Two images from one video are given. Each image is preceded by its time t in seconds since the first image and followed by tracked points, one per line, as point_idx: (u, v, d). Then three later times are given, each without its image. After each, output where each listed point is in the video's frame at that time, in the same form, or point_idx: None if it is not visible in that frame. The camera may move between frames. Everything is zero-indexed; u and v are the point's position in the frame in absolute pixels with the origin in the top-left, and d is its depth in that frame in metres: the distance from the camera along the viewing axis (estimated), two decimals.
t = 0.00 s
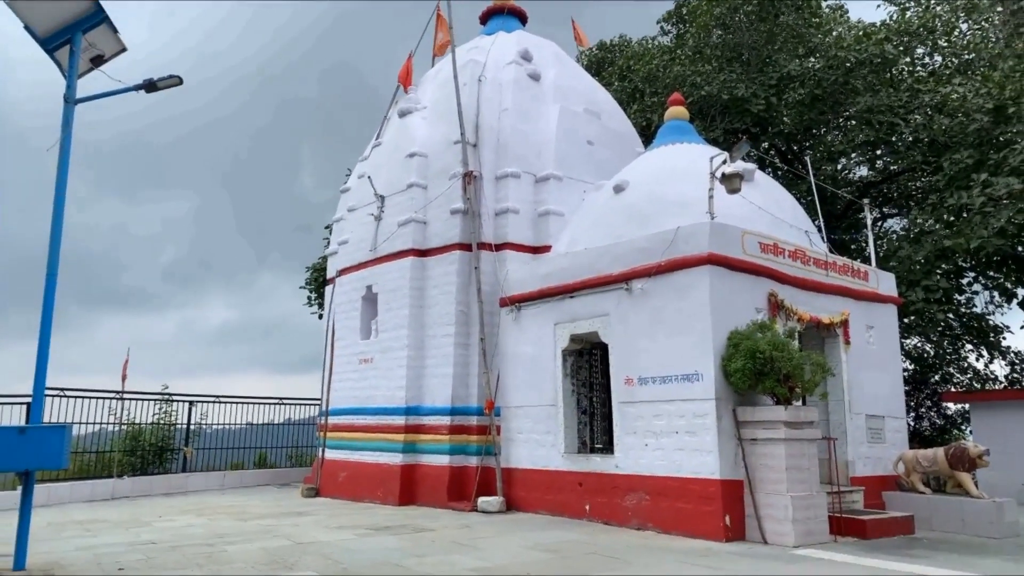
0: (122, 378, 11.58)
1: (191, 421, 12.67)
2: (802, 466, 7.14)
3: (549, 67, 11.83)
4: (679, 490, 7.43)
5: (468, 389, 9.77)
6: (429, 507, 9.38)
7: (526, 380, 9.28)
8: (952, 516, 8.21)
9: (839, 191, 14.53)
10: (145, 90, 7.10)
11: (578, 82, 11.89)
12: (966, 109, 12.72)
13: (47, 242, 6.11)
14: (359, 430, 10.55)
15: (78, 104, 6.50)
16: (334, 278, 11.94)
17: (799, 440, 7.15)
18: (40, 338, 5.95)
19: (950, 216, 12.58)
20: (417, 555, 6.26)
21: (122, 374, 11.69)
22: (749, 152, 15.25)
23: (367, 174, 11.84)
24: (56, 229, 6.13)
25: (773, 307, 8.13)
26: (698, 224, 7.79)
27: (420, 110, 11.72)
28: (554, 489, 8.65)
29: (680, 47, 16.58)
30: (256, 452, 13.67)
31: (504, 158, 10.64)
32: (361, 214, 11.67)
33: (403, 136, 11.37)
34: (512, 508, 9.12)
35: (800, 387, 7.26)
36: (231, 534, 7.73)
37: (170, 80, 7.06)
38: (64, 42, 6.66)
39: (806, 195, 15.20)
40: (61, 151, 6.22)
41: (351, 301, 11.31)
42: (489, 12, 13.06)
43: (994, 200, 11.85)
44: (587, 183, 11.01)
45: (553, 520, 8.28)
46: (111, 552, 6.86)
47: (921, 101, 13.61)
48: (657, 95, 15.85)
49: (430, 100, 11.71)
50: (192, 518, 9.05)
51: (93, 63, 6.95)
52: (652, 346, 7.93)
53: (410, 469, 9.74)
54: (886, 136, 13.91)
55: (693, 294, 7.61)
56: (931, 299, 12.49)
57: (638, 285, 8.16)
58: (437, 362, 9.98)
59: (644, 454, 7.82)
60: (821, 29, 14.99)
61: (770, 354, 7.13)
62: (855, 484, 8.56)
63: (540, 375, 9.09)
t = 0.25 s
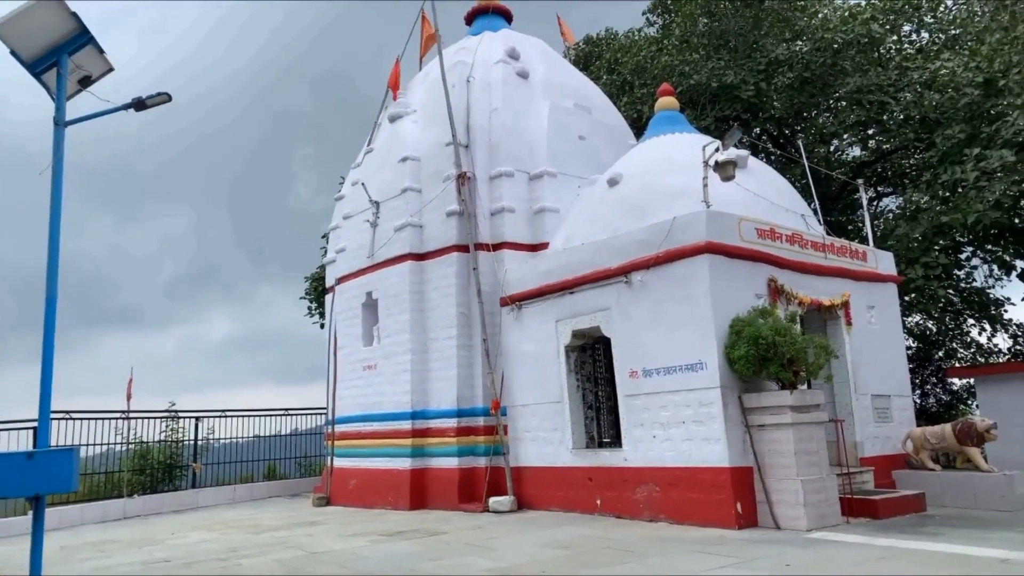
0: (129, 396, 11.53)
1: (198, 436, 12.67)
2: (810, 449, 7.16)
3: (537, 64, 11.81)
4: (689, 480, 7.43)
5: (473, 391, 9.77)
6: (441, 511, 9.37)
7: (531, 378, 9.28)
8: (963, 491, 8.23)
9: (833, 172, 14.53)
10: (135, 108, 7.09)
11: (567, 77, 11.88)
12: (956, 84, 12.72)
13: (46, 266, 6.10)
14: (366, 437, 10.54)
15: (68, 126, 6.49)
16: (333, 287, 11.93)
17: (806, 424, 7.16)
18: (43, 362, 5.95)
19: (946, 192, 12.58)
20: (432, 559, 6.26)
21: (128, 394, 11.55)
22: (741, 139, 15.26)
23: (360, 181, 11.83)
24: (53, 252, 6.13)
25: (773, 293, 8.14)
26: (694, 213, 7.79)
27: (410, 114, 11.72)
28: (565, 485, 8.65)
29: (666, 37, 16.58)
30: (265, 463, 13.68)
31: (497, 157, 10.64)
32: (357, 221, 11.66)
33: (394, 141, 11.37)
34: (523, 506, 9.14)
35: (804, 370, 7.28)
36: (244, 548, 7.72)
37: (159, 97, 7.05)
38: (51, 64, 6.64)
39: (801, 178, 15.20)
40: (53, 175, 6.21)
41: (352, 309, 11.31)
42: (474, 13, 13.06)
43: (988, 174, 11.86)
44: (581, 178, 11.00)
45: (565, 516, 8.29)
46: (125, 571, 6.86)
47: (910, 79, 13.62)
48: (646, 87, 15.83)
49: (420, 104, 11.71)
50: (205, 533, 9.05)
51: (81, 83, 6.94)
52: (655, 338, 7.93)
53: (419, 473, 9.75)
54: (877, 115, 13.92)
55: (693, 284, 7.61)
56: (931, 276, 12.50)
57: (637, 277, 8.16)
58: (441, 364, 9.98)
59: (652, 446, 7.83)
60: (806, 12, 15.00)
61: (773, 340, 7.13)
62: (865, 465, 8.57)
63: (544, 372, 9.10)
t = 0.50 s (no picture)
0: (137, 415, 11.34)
1: (206, 451, 12.66)
2: (818, 434, 7.17)
3: (526, 62, 11.80)
4: (699, 471, 7.43)
5: (479, 392, 9.78)
6: (452, 514, 9.36)
7: (536, 377, 9.27)
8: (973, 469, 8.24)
9: (827, 156, 14.52)
10: (126, 127, 7.09)
11: (556, 75, 11.87)
12: (945, 62, 12.72)
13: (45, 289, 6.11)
14: (374, 444, 10.52)
15: (60, 148, 6.49)
16: (333, 296, 11.92)
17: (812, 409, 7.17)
18: (47, 386, 5.95)
19: (941, 170, 12.58)
20: (446, 562, 6.25)
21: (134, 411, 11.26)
22: (733, 128, 15.25)
23: (355, 188, 11.82)
24: (52, 275, 6.13)
25: (774, 280, 8.15)
26: (690, 204, 7.79)
27: (402, 119, 11.71)
28: (575, 483, 8.66)
29: (653, 29, 16.57)
30: (274, 475, 13.68)
31: (491, 158, 10.64)
32: (354, 229, 11.66)
33: (387, 147, 11.36)
34: (534, 505, 9.14)
35: (808, 356, 7.29)
36: (258, 561, 7.72)
37: (150, 115, 7.05)
38: (40, 87, 6.64)
39: (795, 164, 15.19)
40: (48, 198, 6.21)
41: (353, 317, 11.31)
42: (461, 15, 13.07)
43: (982, 150, 11.85)
44: (575, 175, 10.99)
45: (576, 513, 8.29)
46: None
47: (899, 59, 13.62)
48: (636, 80, 15.81)
49: (411, 109, 11.71)
50: (218, 548, 9.05)
51: (70, 105, 6.94)
52: (657, 331, 7.93)
53: (429, 477, 9.74)
54: (868, 97, 13.92)
55: (693, 275, 7.61)
56: (930, 254, 12.50)
57: (637, 271, 8.15)
58: (445, 368, 9.97)
59: (660, 439, 7.83)
60: None
61: (776, 327, 7.13)
62: (873, 447, 8.57)
63: (549, 370, 9.10)
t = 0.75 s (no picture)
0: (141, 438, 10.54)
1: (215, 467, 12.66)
2: (824, 418, 7.20)
3: (513, 62, 11.79)
4: (708, 461, 7.43)
5: (484, 394, 9.78)
6: (464, 517, 9.35)
7: (540, 376, 9.27)
8: (982, 444, 8.25)
9: (819, 140, 14.51)
10: (118, 148, 7.09)
11: (545, 72, 11.86)
12: (932, 39, 12.72)
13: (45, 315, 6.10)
14: (382, 451, 10.51)
15: (53, 173, 6.49)
16: (334, 305, 11.91)
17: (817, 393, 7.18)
18: (52, 411, 5.95)
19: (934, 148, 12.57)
20: (460, 565, 6.24)
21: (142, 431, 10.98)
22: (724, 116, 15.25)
23: (350, 197, 11.81)
24: (51, 300, 6.13)
25: (773, 266, 8.15)
26: (685, 195, 7.80)
27: (393, 125, 11.71)
28: (585, 479, 8.66)
29: (639, 22, 16.56)
30: (284, 487, 13.68)
31: (483, 160, 10.64)
32: (350, 237, 11.65)
33: (380, 154, 11.36)
34: (545, 504, 9.14)
35: (811, 340, 7.30)
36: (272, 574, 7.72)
37: (141, 135, 7.05)
38: (29, 112, 6.63)
39: (788, 149, 15.19)
40: (44, 223, 6.21)
41: (355, 325, 11.31)
42: (446, 18, 13.07)
43: (974, 125, 11.85)
44: (569, 172, 10.98)
45: (588, 510, 8.29)
46: None
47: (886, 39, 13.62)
48: (624, 74, 15.79)
49: (401, 114, 11.70)
50: (232, 564, 9.05)
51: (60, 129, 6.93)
52: (659, 323, 7.93)
53: (439, 481, 9.73)
54: (857, 79, 13.92)
55: (692, 265, 7.62)
56: (927, 232, 12.49)
57: (635, 264, 8.16)
58: (449, 371, 9.97)
59: (667, 431, 7.83)
60: None
61: (778, 313, 7.13)
62: (881, 428, 8.57)
63: (553, 368, 9.10)
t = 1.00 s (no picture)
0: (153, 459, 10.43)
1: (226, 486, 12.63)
2: (832, 399, 7.21)
3: (499, 62, 11.79)
4: (719, 449, 7.42)
5: (491, 396, 9.78)
6: (479, 520, 9.34)
7: (546, 374, 9.27)
8: (991, 415, 8.24)
9: (809, 121, 14.52)
10: (110, 173, 7.10)
11: (531, 71, 11.85)
12: (916, 14, 12.70)
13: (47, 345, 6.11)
14: (392, 459, 10.48)
15: (46, 202, 6.49)
16: (335, 316, 11.90)
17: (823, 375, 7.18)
18: (61, 440, 5.95)
19: (924, 122, 12.57)
20: (478, 569, 6.23)
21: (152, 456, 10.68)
22: (713, 104, 15.26)
23: (344, 207, 11.80)
24: (52, 330, 6.13)
25: (771, 250, 8.16)
26: (679, 185, 7.80)
27: (383, 133, 11.71)
28: (597, 475, 8.65)
29: (622, 15, 16.56)
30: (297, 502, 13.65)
31: (475, 162, 10.64)
32: (347, 247, 11.63)
33: (372, 163, 11.36)
34: (559, 502, 9.13)
35: (813, 322, 7.30)
36: None
37: (132, 158, 7.06)
38: (19, 144, 6.63)
39: (779, 132, 15.19)
40: (40, 253, 6.21)
41: (357, 335, 11.29)
42: (429, 24, 13.08)
43: (962, 98, 11.84)
44: (562, 169, 10.96)
45: (602, 505, 8.28)
46: None
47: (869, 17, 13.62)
48: (611, 67, 15.77)
49: (391, 122, 11.70)
50: None
51: (51, 158, 6.93)
52: (661, 315, 7.92)
53: (451, 486, 9.71)
54: (843, 58, 13.93)
55: (690, 255, 7.63)
56: (923, 207, 12.49)
57: (634, 257, 8.15)
58: (454, 375, 9.97)
59: (676, 422, 7.83)
60: None
61: (779, 297, 7.12)
62: (889, 405, 8.57)
63: (557, 366, 9.10)
